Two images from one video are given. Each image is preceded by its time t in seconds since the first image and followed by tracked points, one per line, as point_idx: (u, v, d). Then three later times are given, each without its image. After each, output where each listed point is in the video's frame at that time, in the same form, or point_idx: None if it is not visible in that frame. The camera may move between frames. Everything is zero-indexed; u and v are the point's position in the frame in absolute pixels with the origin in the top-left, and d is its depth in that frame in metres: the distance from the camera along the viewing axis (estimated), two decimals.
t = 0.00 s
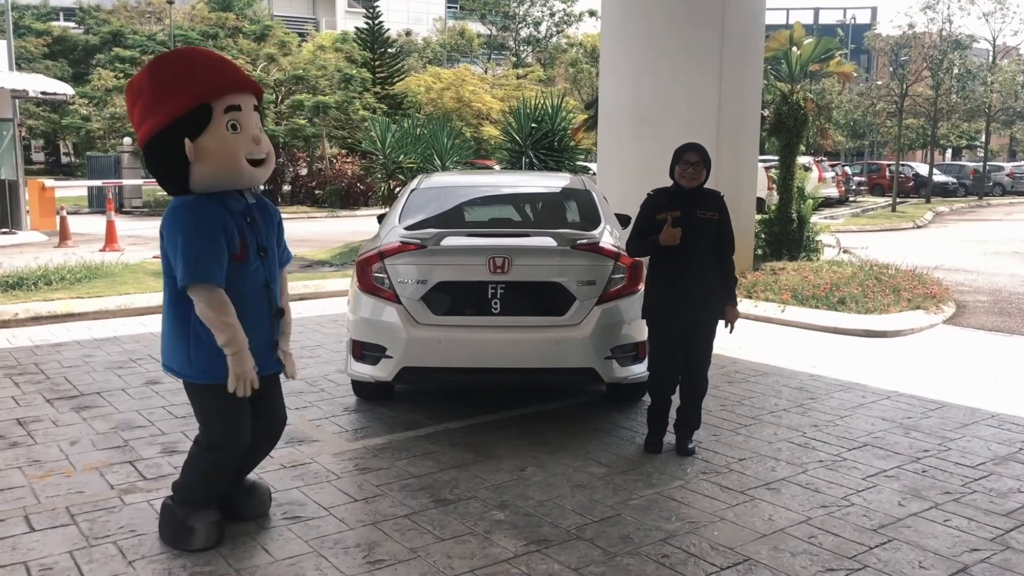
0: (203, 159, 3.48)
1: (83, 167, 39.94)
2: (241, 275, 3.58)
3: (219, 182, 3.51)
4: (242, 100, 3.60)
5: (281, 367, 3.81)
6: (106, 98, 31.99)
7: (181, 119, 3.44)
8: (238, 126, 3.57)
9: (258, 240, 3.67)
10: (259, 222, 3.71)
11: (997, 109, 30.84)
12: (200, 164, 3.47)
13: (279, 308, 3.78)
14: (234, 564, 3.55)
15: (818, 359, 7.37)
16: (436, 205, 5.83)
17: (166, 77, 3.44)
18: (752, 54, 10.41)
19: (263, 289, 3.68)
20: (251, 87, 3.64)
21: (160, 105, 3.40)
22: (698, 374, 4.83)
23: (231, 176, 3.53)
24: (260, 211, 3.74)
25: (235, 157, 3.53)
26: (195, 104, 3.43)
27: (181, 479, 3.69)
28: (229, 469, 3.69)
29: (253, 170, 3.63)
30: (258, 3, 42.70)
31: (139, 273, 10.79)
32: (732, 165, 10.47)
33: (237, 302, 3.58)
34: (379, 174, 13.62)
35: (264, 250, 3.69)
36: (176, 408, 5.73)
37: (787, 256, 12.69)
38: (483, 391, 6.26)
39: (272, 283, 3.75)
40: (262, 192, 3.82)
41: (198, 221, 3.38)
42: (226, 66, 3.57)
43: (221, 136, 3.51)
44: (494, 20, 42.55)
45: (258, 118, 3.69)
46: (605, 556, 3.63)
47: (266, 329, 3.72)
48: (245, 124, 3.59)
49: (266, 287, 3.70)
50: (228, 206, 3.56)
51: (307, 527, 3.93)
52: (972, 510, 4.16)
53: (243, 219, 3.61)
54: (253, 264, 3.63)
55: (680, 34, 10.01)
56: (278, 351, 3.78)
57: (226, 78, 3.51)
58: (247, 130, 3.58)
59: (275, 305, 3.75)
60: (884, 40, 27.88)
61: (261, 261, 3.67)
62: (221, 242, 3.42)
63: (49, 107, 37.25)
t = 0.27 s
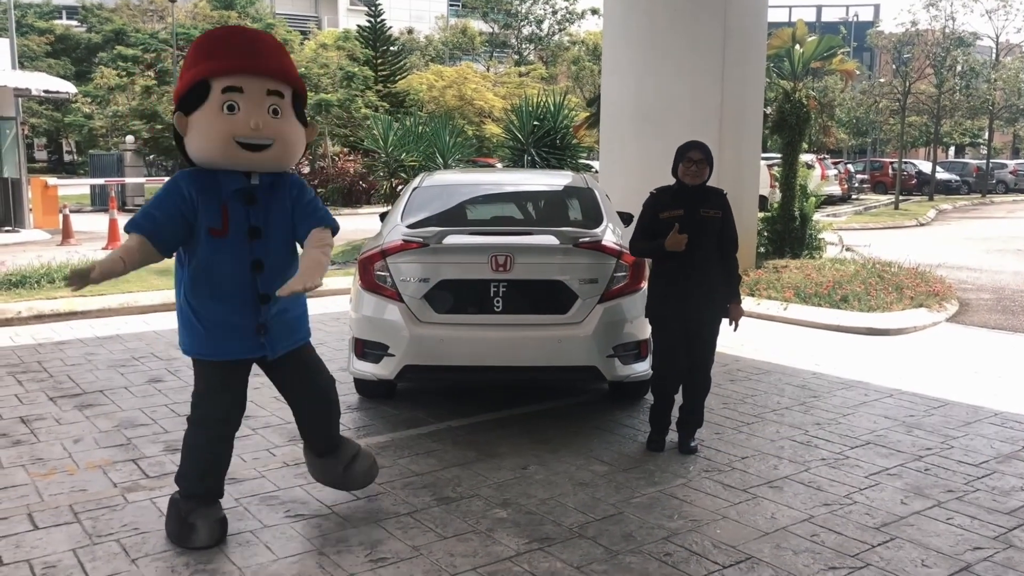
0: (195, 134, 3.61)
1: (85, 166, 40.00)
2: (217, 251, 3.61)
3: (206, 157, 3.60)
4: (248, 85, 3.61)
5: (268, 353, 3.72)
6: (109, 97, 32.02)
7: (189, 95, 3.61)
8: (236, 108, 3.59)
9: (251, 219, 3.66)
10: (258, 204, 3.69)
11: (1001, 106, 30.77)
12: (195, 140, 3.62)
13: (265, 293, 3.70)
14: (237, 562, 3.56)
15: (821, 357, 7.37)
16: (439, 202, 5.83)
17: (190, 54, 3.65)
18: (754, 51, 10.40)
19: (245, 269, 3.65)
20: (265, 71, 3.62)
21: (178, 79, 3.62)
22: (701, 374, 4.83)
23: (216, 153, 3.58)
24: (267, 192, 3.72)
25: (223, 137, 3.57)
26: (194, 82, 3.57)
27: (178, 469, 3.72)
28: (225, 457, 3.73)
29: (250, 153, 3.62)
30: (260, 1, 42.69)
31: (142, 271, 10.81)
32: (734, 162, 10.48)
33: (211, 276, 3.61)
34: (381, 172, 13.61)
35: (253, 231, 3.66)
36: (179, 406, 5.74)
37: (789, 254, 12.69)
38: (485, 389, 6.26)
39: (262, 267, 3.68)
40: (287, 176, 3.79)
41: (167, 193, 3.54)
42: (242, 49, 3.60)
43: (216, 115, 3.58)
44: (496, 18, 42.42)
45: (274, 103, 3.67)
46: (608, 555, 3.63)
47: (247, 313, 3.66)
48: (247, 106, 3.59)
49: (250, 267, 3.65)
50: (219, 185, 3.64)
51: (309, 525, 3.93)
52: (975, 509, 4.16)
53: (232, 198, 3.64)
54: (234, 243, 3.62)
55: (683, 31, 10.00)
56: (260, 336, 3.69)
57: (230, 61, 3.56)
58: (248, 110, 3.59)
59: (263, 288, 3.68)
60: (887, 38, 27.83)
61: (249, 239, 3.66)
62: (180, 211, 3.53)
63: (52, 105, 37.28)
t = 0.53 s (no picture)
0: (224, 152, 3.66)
1: (88, 165, 40.06)
2: (247, 248, 3.69)
3: (233, 170, 3.66)
4: (268, 105, 3.56)
5: (287, 356, 3.75)
6: (112, 97, 32.08)
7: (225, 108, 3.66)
8: (257, 128, 3.57)
9: (278, 223, 3.69)
10: (288, 208, 3.71)
11: (1004, 105, 30.72)
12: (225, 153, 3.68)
13: (288, 297, 3.71)
14: (240, 561, 3.56)
15: (824, 356, 7.36)
16: (441, 202, 5.83)
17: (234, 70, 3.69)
18: (757, 51, 10.40)
19: (269, 271, 3.69)
20: (287, 92, 3.54)
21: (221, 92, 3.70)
22: (704, 374, 4.82)
23: (241, 172, 3.63)
24: (299, 198, 3.73)
25: (245, 158, 3.59)
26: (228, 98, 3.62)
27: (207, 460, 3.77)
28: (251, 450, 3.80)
29: (272, 172, 3.61)
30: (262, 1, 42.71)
31: (145, 270, 10.82)
32: (737, 160, 10.45)
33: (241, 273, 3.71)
34: (383, 171, 13.54)
35: (280, 233, 3.69)
36: (181, 406, 5.75)
37: (792, 253, 12.67)
38: (488, 389, 6.26)
39: (287, 270, 3.71)
40: (318, 189, 3.73)
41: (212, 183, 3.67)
42: (272, 67, 3.56)
43: (239, 136, 3.60)
44: (498, 17, 42.33)
45: (295, 122, 3.58)
46: (610, 554, 3.63)
47: (266, 314, 3.70)
48: (266, 127, 3.56)
49: (273, 270, 3.69)
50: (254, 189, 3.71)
51: (312, 525, 3.93)
52: (979, 509, 4.15)
53: (263, 200, 3.69)
54: (261, 244, 3.68)
55: (686, 31, 10.00)
56: (280, 339, 3.71)
57: (251, 83, 3.55)
58: (267, 132, 3.56)
59: (284, 292, 3.71)
60: (890, 36, 27.77)
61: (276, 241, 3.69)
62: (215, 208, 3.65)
63: (55, 105, 37.33)
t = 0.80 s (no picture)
0: (269, 145, 4.02)
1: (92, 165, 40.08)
2: (303, 244, 3.97)
3: (280, 164, 3.99)
4: (304, 96, 3.89)
5: (347, 343, 3.96)
6: (116, 96, 32.09)
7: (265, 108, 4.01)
8: (295, 118, 3.91)
9: (329, 216, 3.97)
10: (335, 201, 4.00)
11: (1008, 104, 30.63)
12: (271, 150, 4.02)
13: (345, 285, 3.95)
14: (244, 560, 3.56)
15: (828, 355, 7.35)
16: (444, 201, 5.83)
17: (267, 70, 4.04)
18: (761, 50, 10.39)
19: (324, 262, 3.95)
20: (319, 82, 3.88)
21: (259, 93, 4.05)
22: (707, 372, 4.80)
23: (285, 163, 3.96)
24: (344, 192, 4.02)
25: (286, 147, 3.93)
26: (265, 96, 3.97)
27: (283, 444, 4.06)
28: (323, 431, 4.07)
29: (313, 159, 3.93)
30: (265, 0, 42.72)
31: (149, 270, 10.83)
32: (739, 159, 10.45)
33: (298, 269, 3.97)
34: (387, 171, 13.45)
35: (332, 227, 3.96)
36: (185, 405, 5.75)
37: (795, 252, 12.65)
38: (491, 388, 6.26)
39: (342, 261, 3.96)
40: (363, 173, 4.05)
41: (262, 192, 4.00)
42: (302, 60, 3.90)
43: (281, 128, 3.95)
44: (501, 16, 42.24)
45: (331, 108, 3.91)
46: (614, 554, 3.63)
47: (326, 303, 3.94)
48: (304, 117, 3.90)
49: (329, 261, 3.95)
50: (300, 186, 4.02)
51: (315, 524, 3.93)
52: (983, 508, 4.15)
53: (312, 197, 3.99)
54: (315, 238, 3.95)
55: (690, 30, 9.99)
56: (339, 326, 3.93)
57: (286, 75, 3.89)
58: (305, 120, 3.89)
59: (341, 280, 3.95)
60: (894, 35, 27.71)
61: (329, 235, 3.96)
62: (269, 212, 3.97)
63: (58, 105, 37.35)
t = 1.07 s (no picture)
0: (288, 140, 3.99)
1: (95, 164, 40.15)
2: (320, 247, 3.95)
3: (301, 159, 3.96)
4: (331, 91, 3.91)
5: (365, 342, 4.03)
6: (119, 95, 32.13)
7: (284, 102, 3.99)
8: (320, 113, 3.91)
9: (347, 219, 3.96)
10: (353, 202, 3.98)
11: (1011, 102, 30.59)
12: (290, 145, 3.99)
13: (363, 286, 3.99)
14: (246, 559, 3.57)
15: (831, 355, 7.33)
16: (447, 200, 5.83)
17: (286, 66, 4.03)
18: (763, 49, 10.37)
19: (342, 264, 3.96)
20: (346, 77, 3.91)
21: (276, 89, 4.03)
22: (710, 371, 4.80)
23: (307, 157, 3.94)
24: (362, 192, 4.00)
25: (310, 141, 3.91)
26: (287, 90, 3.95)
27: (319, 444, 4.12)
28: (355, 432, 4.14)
29: (336, 155, 3.93)
30: None
31: (151, 269, 10.84)
32: (741, 158, 10.45)
33: (315, 270, 3.96)
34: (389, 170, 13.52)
35: (351, 229, 3.96)
36: (187, 404, 5.76)
37: (797, 251, 12.64)
38: (493, 387, 6.27)
39: (359, 262, 3.98)
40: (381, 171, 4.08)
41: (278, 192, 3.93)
42: (327, 56, 3.92)
43: (305, 122, 3.93)
44: (504, 15, 42.23)
45: (356, 105, 3.95)
46: (616, 553, 3.63)
47: (345, 305, 3.98)
48: (329, 112, 3.91)
49: (348, 264, 3.96)
50: (318, 185, 3.97)
51: (317, 523, 3.93)
52: (986, 507, 4.13)
53: (329, 198, 3.96)
54: (334, 240, 3.94)
55: (692, 29, 9.98)
56: (358, 327, 3.99)
57: (314, 69, 3.90)
58: (331, 115, 3.90)
59: (360, 283, 3.98)
60: (897, 34, 27.68)
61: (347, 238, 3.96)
62: (285, 215, 3.90)
63: (61, 104, 37.41)
